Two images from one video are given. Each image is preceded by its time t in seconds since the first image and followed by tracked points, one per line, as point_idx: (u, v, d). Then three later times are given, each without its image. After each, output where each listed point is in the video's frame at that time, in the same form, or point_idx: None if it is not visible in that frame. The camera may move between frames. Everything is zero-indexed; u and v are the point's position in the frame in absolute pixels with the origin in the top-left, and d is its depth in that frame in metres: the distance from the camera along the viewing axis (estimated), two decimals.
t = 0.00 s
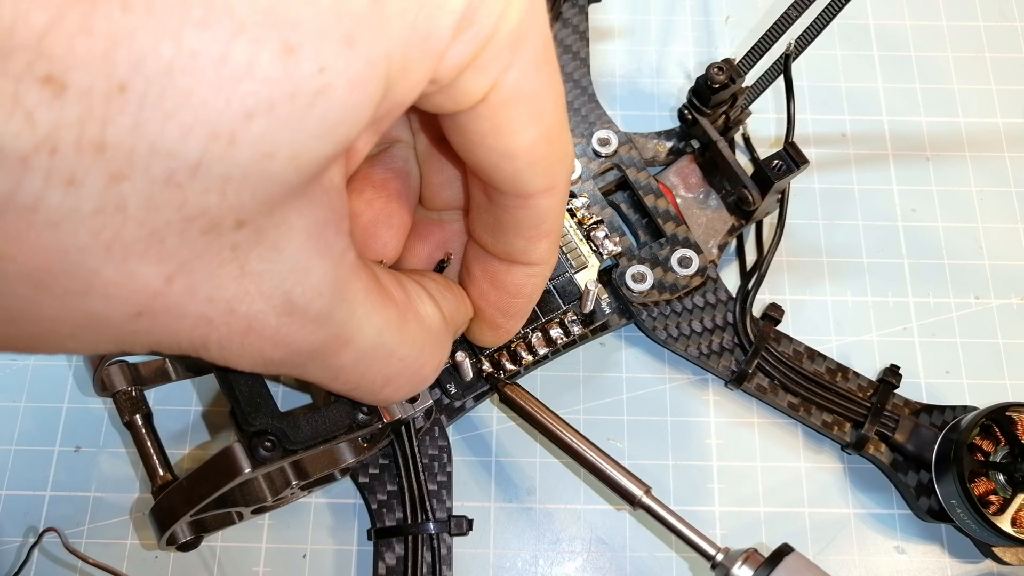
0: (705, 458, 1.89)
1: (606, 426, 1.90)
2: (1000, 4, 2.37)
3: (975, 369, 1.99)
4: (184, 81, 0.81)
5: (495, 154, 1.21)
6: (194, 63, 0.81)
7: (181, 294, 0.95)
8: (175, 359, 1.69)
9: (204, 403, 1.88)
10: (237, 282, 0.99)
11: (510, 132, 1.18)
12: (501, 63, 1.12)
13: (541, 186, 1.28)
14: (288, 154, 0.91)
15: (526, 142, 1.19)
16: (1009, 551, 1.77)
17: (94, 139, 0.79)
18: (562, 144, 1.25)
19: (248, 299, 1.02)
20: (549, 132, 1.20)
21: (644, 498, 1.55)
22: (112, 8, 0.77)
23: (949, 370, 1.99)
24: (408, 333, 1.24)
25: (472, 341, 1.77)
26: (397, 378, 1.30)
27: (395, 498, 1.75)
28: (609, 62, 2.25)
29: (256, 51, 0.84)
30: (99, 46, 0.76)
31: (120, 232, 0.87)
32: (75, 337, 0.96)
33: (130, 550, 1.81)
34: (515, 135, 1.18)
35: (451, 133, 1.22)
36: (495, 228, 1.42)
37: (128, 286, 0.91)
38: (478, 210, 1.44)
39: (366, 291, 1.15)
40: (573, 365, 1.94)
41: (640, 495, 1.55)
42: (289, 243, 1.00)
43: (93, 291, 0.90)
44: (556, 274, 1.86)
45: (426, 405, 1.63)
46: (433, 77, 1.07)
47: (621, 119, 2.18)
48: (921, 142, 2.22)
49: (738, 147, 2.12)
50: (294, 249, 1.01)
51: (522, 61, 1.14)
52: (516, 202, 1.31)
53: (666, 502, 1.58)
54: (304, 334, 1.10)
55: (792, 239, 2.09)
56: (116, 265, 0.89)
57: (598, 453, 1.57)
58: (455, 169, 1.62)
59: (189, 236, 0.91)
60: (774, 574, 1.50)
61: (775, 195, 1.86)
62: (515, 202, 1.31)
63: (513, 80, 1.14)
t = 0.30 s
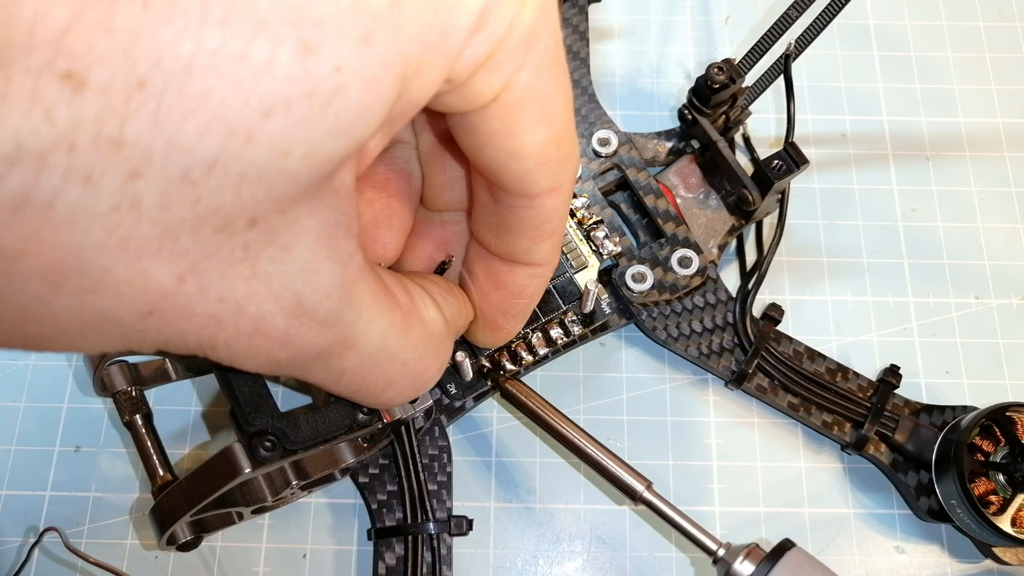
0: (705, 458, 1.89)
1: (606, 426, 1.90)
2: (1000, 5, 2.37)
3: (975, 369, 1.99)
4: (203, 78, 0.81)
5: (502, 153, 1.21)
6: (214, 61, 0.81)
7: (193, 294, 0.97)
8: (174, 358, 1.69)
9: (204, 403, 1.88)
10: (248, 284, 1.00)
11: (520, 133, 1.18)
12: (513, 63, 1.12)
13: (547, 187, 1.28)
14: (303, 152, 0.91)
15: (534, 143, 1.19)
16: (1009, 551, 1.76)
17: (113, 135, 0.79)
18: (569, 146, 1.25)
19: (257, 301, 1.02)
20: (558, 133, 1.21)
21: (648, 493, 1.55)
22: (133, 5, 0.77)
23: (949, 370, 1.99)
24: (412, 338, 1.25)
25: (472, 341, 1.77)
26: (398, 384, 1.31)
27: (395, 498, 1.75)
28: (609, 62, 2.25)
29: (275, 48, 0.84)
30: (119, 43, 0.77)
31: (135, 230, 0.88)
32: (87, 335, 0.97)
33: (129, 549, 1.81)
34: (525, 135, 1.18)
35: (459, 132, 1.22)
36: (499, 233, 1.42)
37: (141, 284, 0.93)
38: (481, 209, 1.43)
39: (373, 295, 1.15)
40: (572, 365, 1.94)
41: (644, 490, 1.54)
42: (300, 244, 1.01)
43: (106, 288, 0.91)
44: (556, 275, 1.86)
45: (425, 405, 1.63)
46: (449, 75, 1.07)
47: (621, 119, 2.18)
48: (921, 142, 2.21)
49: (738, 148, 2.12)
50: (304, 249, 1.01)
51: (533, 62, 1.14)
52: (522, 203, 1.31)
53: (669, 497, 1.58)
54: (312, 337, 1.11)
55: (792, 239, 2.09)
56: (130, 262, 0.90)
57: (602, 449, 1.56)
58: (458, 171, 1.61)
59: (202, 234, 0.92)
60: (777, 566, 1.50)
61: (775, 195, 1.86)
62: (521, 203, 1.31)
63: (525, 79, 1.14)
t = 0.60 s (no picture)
0: (705, 458, 1.89)
1: (606, 427, 1.90)
2: (1000, 5, 2.37)
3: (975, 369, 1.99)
4: (208, 82, 0.82)
5: (504, 160, 1.21)
6: (219, 65, 0.82)
7: (194, 296, 0.97)
8: (175, 358, 1.69)
9: (204, 403, 1.88)
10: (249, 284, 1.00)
11: (523, 138, 1.18)
12: (515, 70, 1.12)
13: (547, 196, 1.28)
14: (307, 158, 0.91)
15: (536, 151, 1.19)
16: (1009, 551, 1.77)
17: (116, 138, 0.79)
18: (572, 156, 1.25)
19: (259, 301, 1.02)
20: (559, 141, 1.21)
21: (644, 495, 1.55)
22: (139, 8, 0.78)
23: (949, 370, 1.99)
24: (413, 338, 1.25)
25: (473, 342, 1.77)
26: (398, 384, 1.31)
27: (395, 499, 1.75)
28: (610, 62, 2.25)
29: (280, 54, 0.84)
30: (126, 46, 0.77)
31: (137, 232, 0.88)
32: (88, 334, 0.97)
33: (130, 549, 1.81)
34: (528, 143, 1.18)
35: (462, 136, 1.22)
36: (500, 239, 1.42)
37: (143, 284, 0.93)
38: (484, 215, 1.43)
39: (374, 297, 1.15)
40: (572, 365, 1.94)
41: (641, 492, 1.54)
42: (301, 246, 1.01)
43: (107, 289, 0.92)
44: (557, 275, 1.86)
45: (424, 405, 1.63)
46: (449, 82, 1.06)
47: (621, 119, 2.18)
48: (921, 142, 2.22)
49: (738, 148, 2.12)
50: (306, 251, 1.01)
51: (533, 71, 1.14)
52: (524, 208, 1.31)
53: (666, 499, 1.58)
54: (311, 337, 1.11)
55: (792, 239, 2.09)
56: (131, 263, 0.90)
57: (600, 452, 1.56)
58: (459, 174, 1.61)
59: (204, 236, 0.92)
60: (773, 570, 1.50)
61: (775, 195, 1.86)
62: (522, 210, 1.31)
63: (526, 86, 1.14)
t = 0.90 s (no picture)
0: (705, 458, 1.89)
1: (605, 427, 1.90)
2: (999, 5, 2.37)
3: (975, 369, 1.99)
4: (211, 86, 0.81)
5: (504, 161, 1.20)
6: (222, 69, 0.81)
7: (194, 298, 0.97)
8: (175, 359, 1.69)
9: (204, 404, 1.88)
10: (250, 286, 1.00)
11: (524, 140, 1.18)
12: (519, 72, 1.11)
13: (547, 197, 1.28)
14: (309, 160, 0.91)
15: (536, 153, 1.19)
16: (1009, 551, 1.77)
17: (119, 143, 0.79)
18: (572, 157, 1.24)
19: (259, 302, 1.02)
20: (561, 144, 1.20)
21: (647, 495, 1.54)
22: (142, 12, 0.77)
23: (949, 370, 1.99)
24: (412, 338, 1.25)
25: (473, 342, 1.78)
26: (397, 383, 1.31)
27: (395, 499, 1.75)
28: (609, 62, 2.25)
29: (284, 58, 0.84)
30: (128, 51, 0.77)
31: (139, 235, 0.88)
32: (89, 334, 0.97)
33: (130, 549, 1.81)
34: (529, 145, 1.18)
35: (462, 137, 1.22)
36: (501, 241, 1.42)
37: (144, 287, 0.93)
38: (484, 216, 1.43)
39: (373, 297, 1.15)
40: (572, 365, 1.94)
41: (643, 492, 1.54)
42: (302, 248, 1.01)
43: (108, 291, 0.92)
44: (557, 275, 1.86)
45: (424, 405, 1.63)
46: (455, 83, 1.06)
47: (621, 119, 2.18)
48: (921, 142, 2.22)
49: (738, 148, 2.12)
50: (306, 253, 1.01)
51: (539, 71, 1.14)
52: (523, 210, 1.31)
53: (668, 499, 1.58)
54: (311, 337, 1.11)
55: (792, 239, 2.09)
56: (133, 266, 0.90)
57: (600, 450, 1.56)
58: (459, 177, 1.61)
59: (205, 239, 0.92)
60: (776, 570, 1.49)
61: (775, 195, 1.86)
62: (521, 212, 1.31)
63: (531, 88, 1.14)
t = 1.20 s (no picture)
0: (705, 458, 1.89)
1: (605, 427, 1.90)
2: (1000, 5, 2.37)
3: (974, 369, 1.99)
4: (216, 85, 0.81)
5: (502, 164, 1.21)
6: (227, 69, 0.81)
7: (195, 296, 0.97)
8: (175, 359, 1.69)
9: (204, 403, 1.88)
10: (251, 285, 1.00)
11: (522, 143, 1.18)
12: (520, 74, 1.12)
13: (546, 199, 1.28)
14: (313, 159, 0.91)
15: (534, 155, 1.19)
16: (1009, 551, 1.77)
17: (122, 142, 0.79)
18: (569, 159, 1.24)
19: (260, 302, 1.02)
20: (559, 146, 1.20)
21: (651, 495, 1.54)
22: (146, 11, 0.77)
23: (949, 370, 1.99)
24: (412, 337, 1.25)
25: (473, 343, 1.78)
26: (397, 383, 1.31)
27: (395, 499, 1.75)
28: (609, 62, 2.25)
29: (289, 57, 0.84)
30: (132, 50, 0.76)
31: (141, 234, 0.88)
32: (90, 333, 0.97)
33: (130, 549, 1.81)
34: (528, 147, 1.18)
35: (460, 140, 1.22)
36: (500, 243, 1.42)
37: (146, 286, 0.93)
38: (482, 218, 1.43)
39: (373, 296, 1.15)
40: (572, 365, 1.94)
41: (647, 492, 1.54)
42: (303, 247, 1.01)
43: (109, 290, 0.91)
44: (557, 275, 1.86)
45: (424, 405, 1.63)
46: (458, 85, 1.06)
47: (621, 119, 2.18)
48: (921, 142, 2.22)
49: (738, 148, 2.12)
50: (307, 252, 1.01)
51: (540, 73, 1.14)
52: (521, 213, 1.31)
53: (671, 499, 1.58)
54: (311, 336, 1.11)
55: (792, 239, 2.09)
56: (135, 265, 0.90)
57: (604, 449, 1.56)
58: (459, 178, 1.61)
59: (207, 237, 0.92)
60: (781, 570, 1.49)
61: (775, 195, 1.86)
62: (519, 214, 1.31)
63: (531, 90, 1.14)
